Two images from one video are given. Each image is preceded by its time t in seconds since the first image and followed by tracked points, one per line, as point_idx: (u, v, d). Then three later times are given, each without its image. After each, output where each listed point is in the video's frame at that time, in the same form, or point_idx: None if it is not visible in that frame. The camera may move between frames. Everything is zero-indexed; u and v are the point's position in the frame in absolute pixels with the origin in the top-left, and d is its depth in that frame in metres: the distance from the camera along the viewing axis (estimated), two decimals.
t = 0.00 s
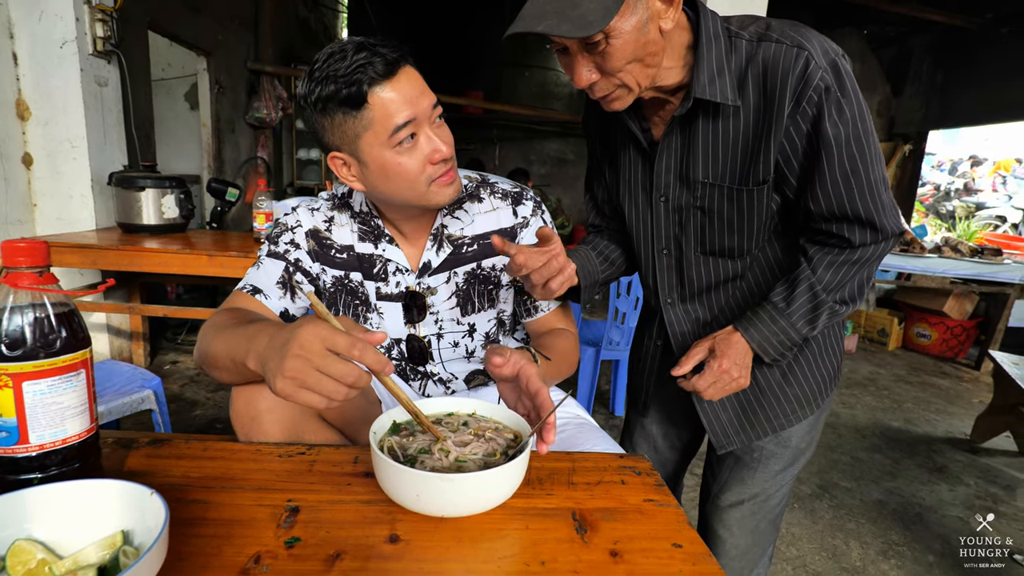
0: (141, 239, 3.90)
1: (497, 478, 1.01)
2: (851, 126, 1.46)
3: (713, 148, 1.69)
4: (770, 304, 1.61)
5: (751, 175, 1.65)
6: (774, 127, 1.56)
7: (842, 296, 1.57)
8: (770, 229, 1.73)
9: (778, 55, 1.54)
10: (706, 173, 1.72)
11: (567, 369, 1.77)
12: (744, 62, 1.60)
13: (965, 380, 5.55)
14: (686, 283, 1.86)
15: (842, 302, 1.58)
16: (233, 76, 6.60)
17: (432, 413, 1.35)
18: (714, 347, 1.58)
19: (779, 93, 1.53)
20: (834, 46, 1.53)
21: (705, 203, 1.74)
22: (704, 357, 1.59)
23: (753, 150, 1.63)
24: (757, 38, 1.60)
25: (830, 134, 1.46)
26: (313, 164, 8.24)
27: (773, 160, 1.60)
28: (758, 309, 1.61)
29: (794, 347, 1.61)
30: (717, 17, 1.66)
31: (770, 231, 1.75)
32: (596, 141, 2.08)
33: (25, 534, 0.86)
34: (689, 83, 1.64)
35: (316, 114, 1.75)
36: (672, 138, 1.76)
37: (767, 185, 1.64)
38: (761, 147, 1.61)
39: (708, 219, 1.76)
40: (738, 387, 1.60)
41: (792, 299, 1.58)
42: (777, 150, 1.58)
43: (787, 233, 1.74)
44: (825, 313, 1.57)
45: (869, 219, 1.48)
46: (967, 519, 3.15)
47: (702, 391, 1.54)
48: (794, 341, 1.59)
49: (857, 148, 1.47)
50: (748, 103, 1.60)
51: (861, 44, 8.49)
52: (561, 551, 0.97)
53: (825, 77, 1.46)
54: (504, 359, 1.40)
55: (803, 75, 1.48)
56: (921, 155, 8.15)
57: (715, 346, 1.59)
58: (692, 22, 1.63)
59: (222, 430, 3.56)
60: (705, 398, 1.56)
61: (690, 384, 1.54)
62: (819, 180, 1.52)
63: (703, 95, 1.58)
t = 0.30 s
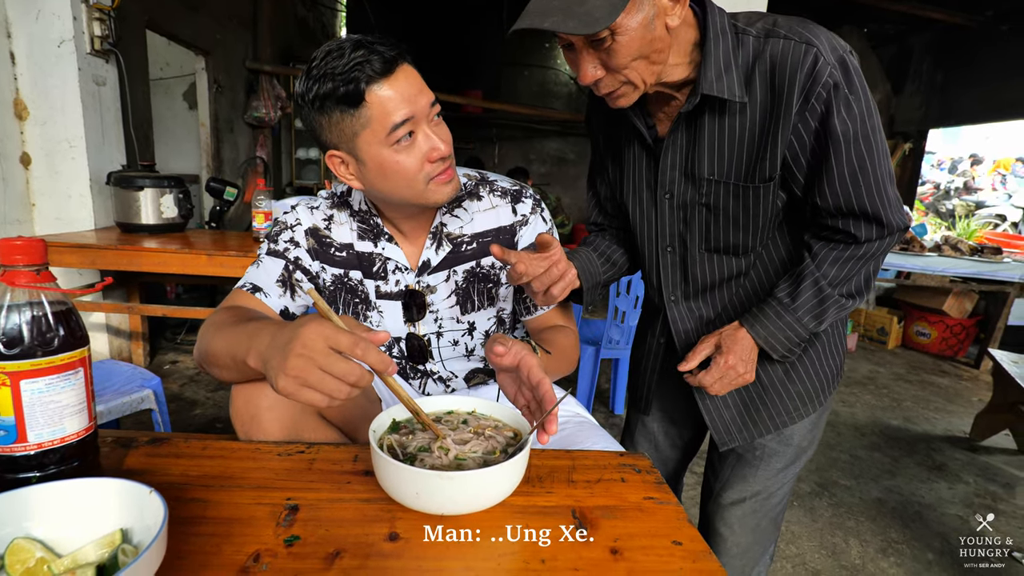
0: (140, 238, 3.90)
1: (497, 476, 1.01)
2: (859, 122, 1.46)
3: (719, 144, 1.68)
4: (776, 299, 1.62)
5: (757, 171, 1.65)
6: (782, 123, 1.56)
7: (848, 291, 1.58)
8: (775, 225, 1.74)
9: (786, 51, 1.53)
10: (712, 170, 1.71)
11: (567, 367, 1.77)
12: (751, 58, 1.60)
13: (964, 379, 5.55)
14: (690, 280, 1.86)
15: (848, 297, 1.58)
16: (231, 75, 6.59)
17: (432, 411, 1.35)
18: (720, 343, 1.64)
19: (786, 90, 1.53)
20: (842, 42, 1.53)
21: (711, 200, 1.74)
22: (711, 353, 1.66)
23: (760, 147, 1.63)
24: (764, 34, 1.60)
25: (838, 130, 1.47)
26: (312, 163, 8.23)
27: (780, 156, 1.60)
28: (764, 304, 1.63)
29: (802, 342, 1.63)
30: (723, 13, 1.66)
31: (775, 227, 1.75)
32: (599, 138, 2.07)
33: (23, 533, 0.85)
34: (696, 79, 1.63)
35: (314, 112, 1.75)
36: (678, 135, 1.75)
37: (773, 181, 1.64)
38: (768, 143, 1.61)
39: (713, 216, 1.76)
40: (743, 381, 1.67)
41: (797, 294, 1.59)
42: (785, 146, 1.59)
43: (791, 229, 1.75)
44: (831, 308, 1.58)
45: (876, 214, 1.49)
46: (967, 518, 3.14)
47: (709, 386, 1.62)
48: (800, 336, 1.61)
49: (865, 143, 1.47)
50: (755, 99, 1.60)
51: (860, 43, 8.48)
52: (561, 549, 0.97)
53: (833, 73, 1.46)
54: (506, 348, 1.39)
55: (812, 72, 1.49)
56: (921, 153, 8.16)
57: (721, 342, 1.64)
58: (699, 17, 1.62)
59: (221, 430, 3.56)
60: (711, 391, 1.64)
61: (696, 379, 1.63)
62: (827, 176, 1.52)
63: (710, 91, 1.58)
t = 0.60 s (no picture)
0: (139, 237, 3.90)
1: (496, 474, 1.01)
2: (863, 117, 1.46)
3: (722, 141, 1.68)
4: (780, 296, 1.62)
5: (760, 167, 1.65)
6: (785, 119, 1.56)
7: (852, 287, 1.58)
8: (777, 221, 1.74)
9: (790, 47, 1.53)
10: (715, 166, 1.71)
11: (566, 365, 1.77)
12: (755, 54, 1.60)
13: (964, 375, 5.56)
14: (693, 277, 1.86)
15: (852, 292, 1.59)
16: (230, 74, 6.58)
17: (431, 409, 1.35)
18: (724, 341, 1.64)
19: (791, 85, 1.53)
20: (846, 37, 1.53)
21: (714, 196, 1.74)
22: (715, 349, 1.66)
23: (764, 143, 1.63)
24: (768, 30, 1.59)
25: (842, 125, 1.47)
26: (311, 162, 8.21)
27: (784, 152, 1.60)
28: (768, 302, 1.64)
29: (806, 338, 1.63)
30: (727, 9, 1.65)
31: (779, 223, 1.75)
32: (602, 134, 2.07)
33: (23, 532, 0.85)
34: (700, 75, 1.63)
35: (313, 109, 1.75)
36: (681, 131, 1.75)
37: (777, 177, 1.64)
38: (771, 139, 1.60)
39: (716, 213, 1.76)
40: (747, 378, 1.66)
41: (801, 291, 1.60)
42: (789, 142, 1.58)
43: (794, 225, 1.75)
44: (834, 304, 1.59)
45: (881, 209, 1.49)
46: (967, 515, 3.14)
47: (713, 383, 1.62)
48: (804, 333, 1.61)
49: (869, 139, 1.47)
50: (759, 95, 1.60)
51: (860, 39, 8.47)
52: (561, 547, 0.97)
53: (838, 69, 1.46)
54: (506, 343, 1.40)
55: (816, 67, 1.48)
56: (920, 149, 8.15)
57: (725, 339, 1.64)
58: (703, 13, 1.61)
59: (222, 429, 3.56)
60: (715, 389, 1.64)
61: (701, 376, 1.63)
62: (831, 171, 1.52)
63: (714, 87, 1.57)
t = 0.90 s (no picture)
0: (141, 239, 3.91)
1: (498, 477, 1.01)
2: (869, 120, 1.46)
3: (727, 143, 1.68)
4: (785, 299, 1.63)
5: (765, 169, 1.64)
6: (791, 121, 1.56)
7: (858, 290, 1.58)
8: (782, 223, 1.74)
9: (795, 50, 1.53)
10: (719, 169, 1.71)
11: (569, 366, 1.78)
12: (760, 57, 1.60)
13: (967, 376, 5.55)
14: (696, 279, 1.86)
15: (858, 295, 1.59)
16: (231, 76, 6.59)
17: (433, 411, 1.35)
18: (730, 344, 1.65)
19: (796, 88, 1.53)
20: (851, 39, 1.53)
21: (718, 199, 1.74)
22: (721, 354, 1.66)
23: (768, 145, 1.63)
24: (772, 32, 1.59)
25: (848, 128, 1.47)
26: (312, 163, 8.22)
27: (789, 155, 1.60)
28: (773, 305, 1.64)
29: (813, 341, 1.63)
30: (731, 11, 1.65)
31: (783, 225, 1.75)
32: (605, 136, 2.07)
33: (27, 534, 0.86)
34: (704, 78, 1.62)
35: (315, 113, 1.75)
36: (685, 133, 1.75)
37: (782, 180, 1.64)
38: (776, 142, 1.60)
39: (720, 215, 1.76)
40: (753, 382, 1.67)
41: (806, 294, 1.60)
42: (794, 145, 1.58)
43: (798, 227, 1.75)
44: (839, 306, 1.59)
45: (886, 212, 1.49)
46: (969, 517, 3.14)
47: (718, 387, 1.62)
48: (810, 337, 1.61)
49: (875, 142, 1.47)
50: (764, 97, 1.59)
51: (860, 39, 8.47)
52: (564, 549, 0.97)
53: (843, 71, 1.46)
54: (512, 348, 1.42)
55: (822, 70, 1.48)
56: (921, 150, 8.14)
57: (731, 343, 1.65)
58: (707, 15, 1.60)
59: (223, 430, 3.57)
60: (721, 393, 1.64)
61: (706, 381, 1.63)
62: (837, 174, 1.52)
63: (719, 90, 1.57)
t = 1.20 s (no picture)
0: (143, 239, 3.92)
1: (501, 476, 1.00)
2: (874, 122, 1.46)
3: (730, 145, 1.67)
4: (789, 302, 1.63)
5: (769, 171, 1.64)
6: (795, 123, 1.55)
7: (862, 291, 1.58)
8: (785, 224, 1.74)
9: (800, 52, 1.53)
10: (722, 171, 1.71)
11: (571, 367, 1.79)
12: (763, 59, 1.59)
13: (970, 376, 5.54)
14: (699, 281, 1.86)
15: (862, 296, 1.59)
16: (233, 76, 6.61)
17: (436, 410, 1.35)
18: (735, 348, 1.66)
19: (800, 90, 1.53)
20: (856, 41, 1.53)
21: (721, 201, 1.73)
22: (725, 357, 1.68)
23: (772, 147, 1.63)
24: (776, 34, 1.59)
25: (853, 131, 1.46)
26: (314, 163, 8.22)
27: (793, 157, 1.60)
28: (778, 307, 1.64)
29: (817, 343, 1.63)
30: (735, 12, 1.65)
31: (786, 227, 1.75)
32: (607, 136, 2.06)
33: (31, 531, 0.86)
34: (707, 80, 1.62)
35: (319, 111, 1.75)
36: (688, 136, 1.74)
37: (785, 182, 1.64)
38: (780, 144, 1.60)
39: (723, 217, 1.75)
40: (758, 384, 1.68)
41: (810, 297, 1.60)
42: (798, 147, 1.58)
43: (801, 229, 1.75)
44: (843, 308, 1.59)
45: (891, 214, 1.48)
46: (971, 517, 3.12)
47: (723, 390, 1.64)
48: (814, 339, 1.61)
49: (880, 144, 1.47)
50: (767, 99, 1.59)
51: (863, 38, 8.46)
52: (566, 547, 0.97)
53: (848, 74, 1.46)
54: (517, 347, 1.42)
55: (826, 72, 1.48)
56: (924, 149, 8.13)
57: (735, 347, 1.66)
58: (710, 17, 1.59)
59: (226, 429, 3.58)
60: (727, 397, 1.65)
61: (711, 383, 1.65)
62: (841, 176, 1.52)
63: (722, 93, 1.57)
